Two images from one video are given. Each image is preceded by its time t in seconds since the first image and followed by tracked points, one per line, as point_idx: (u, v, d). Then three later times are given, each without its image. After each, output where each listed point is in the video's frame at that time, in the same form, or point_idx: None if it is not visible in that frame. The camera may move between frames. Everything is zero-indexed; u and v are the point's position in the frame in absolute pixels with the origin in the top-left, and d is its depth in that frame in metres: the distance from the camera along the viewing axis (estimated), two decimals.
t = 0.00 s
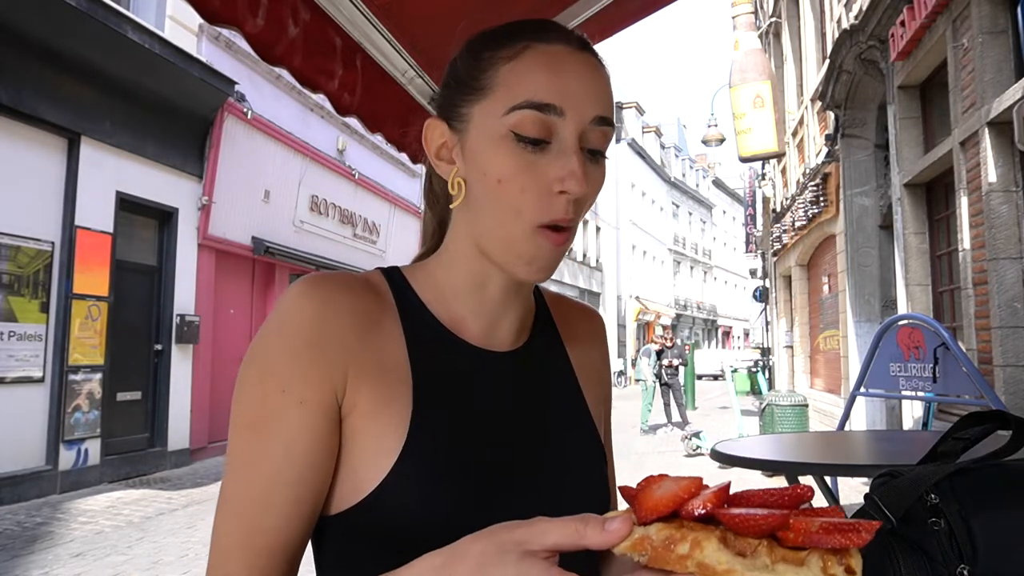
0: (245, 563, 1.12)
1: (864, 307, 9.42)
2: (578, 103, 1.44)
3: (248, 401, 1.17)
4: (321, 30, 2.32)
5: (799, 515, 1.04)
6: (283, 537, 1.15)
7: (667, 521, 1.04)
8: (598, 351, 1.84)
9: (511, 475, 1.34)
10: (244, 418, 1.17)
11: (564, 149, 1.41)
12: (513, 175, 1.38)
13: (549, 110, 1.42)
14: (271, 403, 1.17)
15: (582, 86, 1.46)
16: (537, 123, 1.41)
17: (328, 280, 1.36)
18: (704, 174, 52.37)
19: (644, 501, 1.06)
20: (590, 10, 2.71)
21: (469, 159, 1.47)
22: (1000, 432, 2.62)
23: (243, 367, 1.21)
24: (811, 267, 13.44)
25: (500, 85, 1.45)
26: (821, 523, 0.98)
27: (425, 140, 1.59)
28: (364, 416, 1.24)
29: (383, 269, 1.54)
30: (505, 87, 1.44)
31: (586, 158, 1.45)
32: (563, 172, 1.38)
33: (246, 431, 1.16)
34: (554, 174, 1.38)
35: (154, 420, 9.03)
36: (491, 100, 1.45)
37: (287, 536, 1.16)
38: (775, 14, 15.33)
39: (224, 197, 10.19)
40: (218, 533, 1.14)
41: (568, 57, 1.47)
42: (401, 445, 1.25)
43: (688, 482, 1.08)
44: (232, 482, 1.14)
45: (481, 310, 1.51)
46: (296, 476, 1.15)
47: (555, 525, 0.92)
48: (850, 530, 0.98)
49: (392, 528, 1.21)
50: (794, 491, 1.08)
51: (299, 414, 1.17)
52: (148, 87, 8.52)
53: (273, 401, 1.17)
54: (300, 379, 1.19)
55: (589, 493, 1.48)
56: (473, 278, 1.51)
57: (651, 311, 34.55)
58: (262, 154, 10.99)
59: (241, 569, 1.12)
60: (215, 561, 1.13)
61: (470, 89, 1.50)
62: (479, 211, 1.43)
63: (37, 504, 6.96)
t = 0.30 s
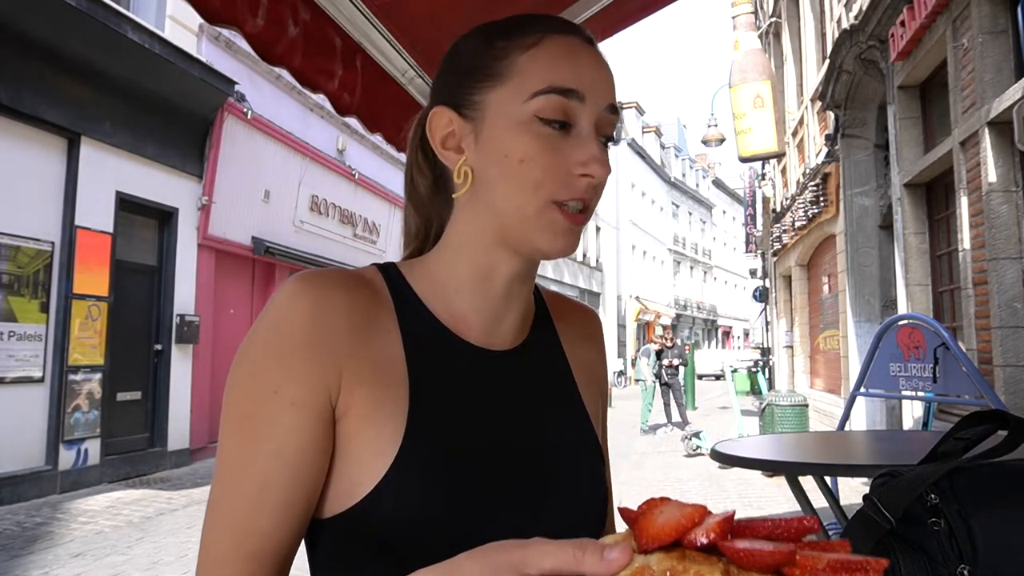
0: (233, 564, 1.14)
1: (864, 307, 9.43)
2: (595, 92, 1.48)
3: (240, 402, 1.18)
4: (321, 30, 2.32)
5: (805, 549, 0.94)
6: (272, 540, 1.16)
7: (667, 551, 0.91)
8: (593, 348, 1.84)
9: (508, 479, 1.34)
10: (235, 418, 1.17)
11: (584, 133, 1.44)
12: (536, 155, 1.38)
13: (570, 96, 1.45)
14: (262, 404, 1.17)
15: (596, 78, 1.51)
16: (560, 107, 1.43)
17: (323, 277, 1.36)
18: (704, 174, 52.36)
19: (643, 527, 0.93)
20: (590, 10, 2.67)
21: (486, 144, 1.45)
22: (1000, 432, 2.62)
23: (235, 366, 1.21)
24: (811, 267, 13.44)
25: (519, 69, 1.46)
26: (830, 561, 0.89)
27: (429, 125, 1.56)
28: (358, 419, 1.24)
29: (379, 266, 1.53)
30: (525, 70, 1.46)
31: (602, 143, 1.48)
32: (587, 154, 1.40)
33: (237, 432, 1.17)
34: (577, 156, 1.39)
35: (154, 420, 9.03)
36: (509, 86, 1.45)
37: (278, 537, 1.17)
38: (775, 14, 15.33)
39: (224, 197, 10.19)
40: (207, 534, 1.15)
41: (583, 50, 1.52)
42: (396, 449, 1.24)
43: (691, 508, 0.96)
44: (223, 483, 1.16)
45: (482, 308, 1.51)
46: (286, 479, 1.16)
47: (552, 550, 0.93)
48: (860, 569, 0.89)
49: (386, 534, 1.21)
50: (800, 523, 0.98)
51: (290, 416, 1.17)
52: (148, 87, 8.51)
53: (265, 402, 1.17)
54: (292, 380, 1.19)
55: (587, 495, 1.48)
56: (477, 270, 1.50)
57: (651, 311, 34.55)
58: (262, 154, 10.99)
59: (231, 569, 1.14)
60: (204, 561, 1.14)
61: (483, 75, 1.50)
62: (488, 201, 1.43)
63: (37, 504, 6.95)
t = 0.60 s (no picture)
0: (232, 564, 1.14)
1: (864, 307, 9.43)
2: (605, 100, 1.48)
3: (239, 401, 1.18)
4: (321, 30, 2.32)
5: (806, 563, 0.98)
6: (270, 541, 1.17)
7: (673, 563, 0.96)
8: (591, 350, 1.84)
9: (507, 479, 1.34)
10: (233, 418, 1.17)
11: (592, 140, 1.44)
12: (541, 158, 1.38)
13: (581, 102, 1.45)
14: (259, 405, 1.17)
15: (608, 86, 1.51)
16: (571, 113, 1.43)
17: (320, 276, 1.35)
18: (704, 174, 52.34)
19: (650, 541, 0.98)
20: (590, 10, 2.67)
21: (493, 143, 1.45)
22: (1000, 432, 2.62)
23: (232, 367, 1.21)
24: (811, 267, 13.44)
25: (534, 70, 1.46)
26: None
27: (436, 120, 1.56)
28: (356, 418, 1.24)
29: (379, 265, 1.53)
30: (539, 73, 1.46)
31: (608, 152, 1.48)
32: (593, 160, 1.40)
33: (235, 431, 1.17)
34: (583, 162, 1.39)
35: (154, 419, 9.04)
36: (522, 87, 1.45)
37: (276, 538, 1.17)
38: (775, 14, 15.33)
39: (224, 197, 10.19)
40: (205, 535, 1.16)
41: (596, 57, 1.52)
42: (395, 451, 1.24)
43: (697, 521, 1.01)
44: (221, 483, 1.16)
45: (481, 306, 1.51)
46: (283, 480, 1.16)
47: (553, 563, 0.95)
48: None
49: (384, 537, 1.21)
50: (803, 538, 1.02)
51: (288, 417, 1.17)
52: (148, 87, 8.52)
53: (263, 403, 1.17)
54: (290, 380, 1.19)
55: (585, 495, 1.48)
56: (477, 270, 1.51)
57: (651, 311, 34.54)
58: (262, 154, 10.99)
59: (228, 569, 1.14)
60: (201, 562, 1.15)
61: (495, 73, 1.50)
62: (491, 201, 1.43)
63: (37, 504, 6.95)
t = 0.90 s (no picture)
0: (231, 564, 1.14)
1: (864, 307, 9.42)
2: (612, 101, 1.49)
3: (237, 401, 1.18)
4: (321, 30, 2.32)
5: None
6: (269, 541, 1.16)
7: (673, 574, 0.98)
8: (591, 349, 1.84)
9: (506, 478, 1.34)
10: (232, 418, 1.17)
11: (599, 140, 1.44)
12: (549, 160, 1.38)
13: (588, 103, 1.45)
14: (258, 405, 1.17)
15: (615, 85, 1.51)
16: (578, 114, 1.43)
17: (319, 275, 1.35)
18: (704, 174, 52.33)
19: (650, 551, 1.01)
20: (591, 10, 2.66)
21: (498, 144, 1.44)
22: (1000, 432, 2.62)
23: (231, 367, 1.21)
24: (811, 267, 13.44)
25: (541, 69, 1.46)
26: None
27: (439, 121, 1.55)
28: (355, 419, 1.24)
29: (378, 264, 1.52)
30: (545, 73, 1.45)
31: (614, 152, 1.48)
32: (600, 161, 1.40)
33: (233, 432, 1.17)
34: (590, 163, 1.39)
35: (154, 419, 9.03)
36: (529, 88, 1.45)
37: (274, 538, 1.17)
38: (775, 14, 15.33)
39: (224, 198, 10.19)
40: (204, 536, 1.15)
41: (601, 57, 1.52)
42: (394, 451, 1.24)
43: (698, 534, 1.02)
44: (220, 483, 1.16)
45: (481, 306, 1.51)
46: (282, 481, 1.16)
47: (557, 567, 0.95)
48: None
49: (383, 538, 1.21)
50: (806, 554, 1.02)
51: (286, 417, 1.17)
52: (148, 87, 8.51)
53: (262, 404, 1.17)
54: (289, 381, 1.19)
55: (585, 495, 1.48)
56: (479, 269, 1.51)
57: (651, 311, 34.55)
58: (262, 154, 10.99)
59: (227, 569, 1.14)
60: (201, 563, 1.15)
61: (500, 72, 1.49)
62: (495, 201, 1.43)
63: (37, 504, 6.95)
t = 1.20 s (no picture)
0: (232, 564, 1.15)
1: (864, 307, 9.43)
2: (612, 96, 1.50)
3: (238, 401, 1.19)
4: (321, 30, 2.33)
5: None
6: (270, 540, 1.17)
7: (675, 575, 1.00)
8: (593, 348, 1.84)
9: (506, 476, 1.34)
10: (233, 417, 1.18)
11: (600, 136, 1.45)
12: (552, 158, 1.39)
13: (589, 99, 1.47)
14: (258, 405, 1.18)
15: (615, 81, 1.53)
16: (580, 111, 1.45)
17: (319, 275, 1.35)
18: (704, 174, 52.33)
19: (653, 553, 1.02)
20: (591, 10, 2.67)
21: (500, 143, 1.45)
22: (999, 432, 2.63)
23: (231, 366, 1.22)
24: (811, 267, 13.45)
25: (541, 67, 1.47)
26: None
27: (440, 122, 1.55)
28: (356, 418, 1.25)
29: (379, 264, 1.53)
30: (545, 71, 1.47)
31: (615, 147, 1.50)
32: (602, 156, 1.42)
33: (234, 432, 1.18)
34: (592, 159, 1.41)
35: (154, 419, 9.03)
36: (530, 85, 1.46)
37: (276, 538, 1.18)
38: (775, 15, 15.33)
39: (224, 197, 10.19)
40: (205, 536, 1.17)
41: (599, 54, 1.53)
42: (394, 451, 1.25)
43: (700, 534, 1.04)
44: (221, 483, 1.17)
45: (482, 305, 1.52)
46: (283, 481, 1.17)
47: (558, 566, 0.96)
48: None
49: (384, 537, 1.22)
50: (808, 554, 1.02)
51: (287, 417, 1.18)
52: (148, 87, 8.51)
53: (262, 404, 1.18)
54: (289, 380, 1.19)
55: (586, 494, 1.48)
56: (480, 267, 1.52)
57: (651, 311, 34.55)
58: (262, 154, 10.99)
59: (228, 568, 1.15)
60: (203, 562, 1.16)
61: (500, 71, 1.50)
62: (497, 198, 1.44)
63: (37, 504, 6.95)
